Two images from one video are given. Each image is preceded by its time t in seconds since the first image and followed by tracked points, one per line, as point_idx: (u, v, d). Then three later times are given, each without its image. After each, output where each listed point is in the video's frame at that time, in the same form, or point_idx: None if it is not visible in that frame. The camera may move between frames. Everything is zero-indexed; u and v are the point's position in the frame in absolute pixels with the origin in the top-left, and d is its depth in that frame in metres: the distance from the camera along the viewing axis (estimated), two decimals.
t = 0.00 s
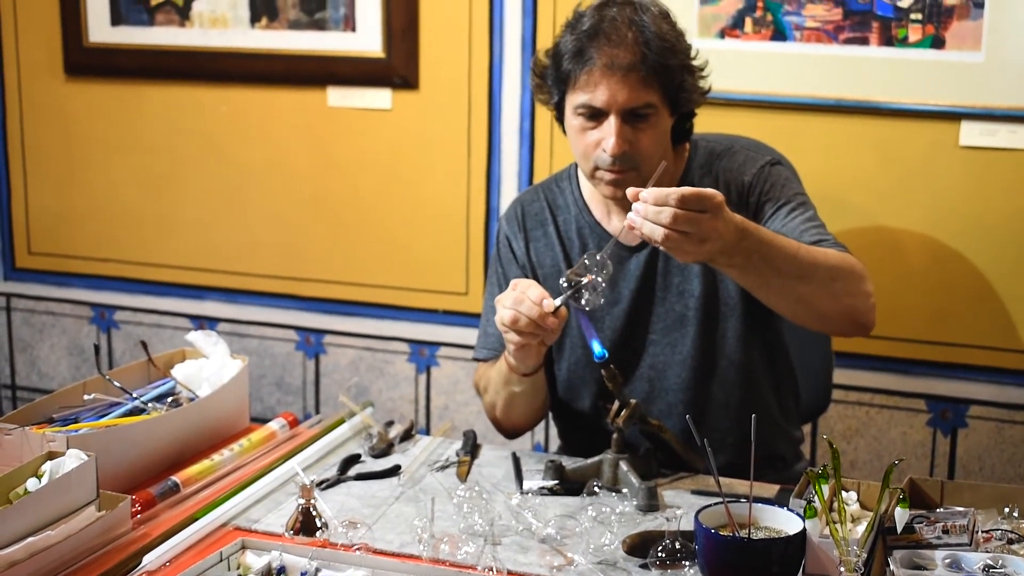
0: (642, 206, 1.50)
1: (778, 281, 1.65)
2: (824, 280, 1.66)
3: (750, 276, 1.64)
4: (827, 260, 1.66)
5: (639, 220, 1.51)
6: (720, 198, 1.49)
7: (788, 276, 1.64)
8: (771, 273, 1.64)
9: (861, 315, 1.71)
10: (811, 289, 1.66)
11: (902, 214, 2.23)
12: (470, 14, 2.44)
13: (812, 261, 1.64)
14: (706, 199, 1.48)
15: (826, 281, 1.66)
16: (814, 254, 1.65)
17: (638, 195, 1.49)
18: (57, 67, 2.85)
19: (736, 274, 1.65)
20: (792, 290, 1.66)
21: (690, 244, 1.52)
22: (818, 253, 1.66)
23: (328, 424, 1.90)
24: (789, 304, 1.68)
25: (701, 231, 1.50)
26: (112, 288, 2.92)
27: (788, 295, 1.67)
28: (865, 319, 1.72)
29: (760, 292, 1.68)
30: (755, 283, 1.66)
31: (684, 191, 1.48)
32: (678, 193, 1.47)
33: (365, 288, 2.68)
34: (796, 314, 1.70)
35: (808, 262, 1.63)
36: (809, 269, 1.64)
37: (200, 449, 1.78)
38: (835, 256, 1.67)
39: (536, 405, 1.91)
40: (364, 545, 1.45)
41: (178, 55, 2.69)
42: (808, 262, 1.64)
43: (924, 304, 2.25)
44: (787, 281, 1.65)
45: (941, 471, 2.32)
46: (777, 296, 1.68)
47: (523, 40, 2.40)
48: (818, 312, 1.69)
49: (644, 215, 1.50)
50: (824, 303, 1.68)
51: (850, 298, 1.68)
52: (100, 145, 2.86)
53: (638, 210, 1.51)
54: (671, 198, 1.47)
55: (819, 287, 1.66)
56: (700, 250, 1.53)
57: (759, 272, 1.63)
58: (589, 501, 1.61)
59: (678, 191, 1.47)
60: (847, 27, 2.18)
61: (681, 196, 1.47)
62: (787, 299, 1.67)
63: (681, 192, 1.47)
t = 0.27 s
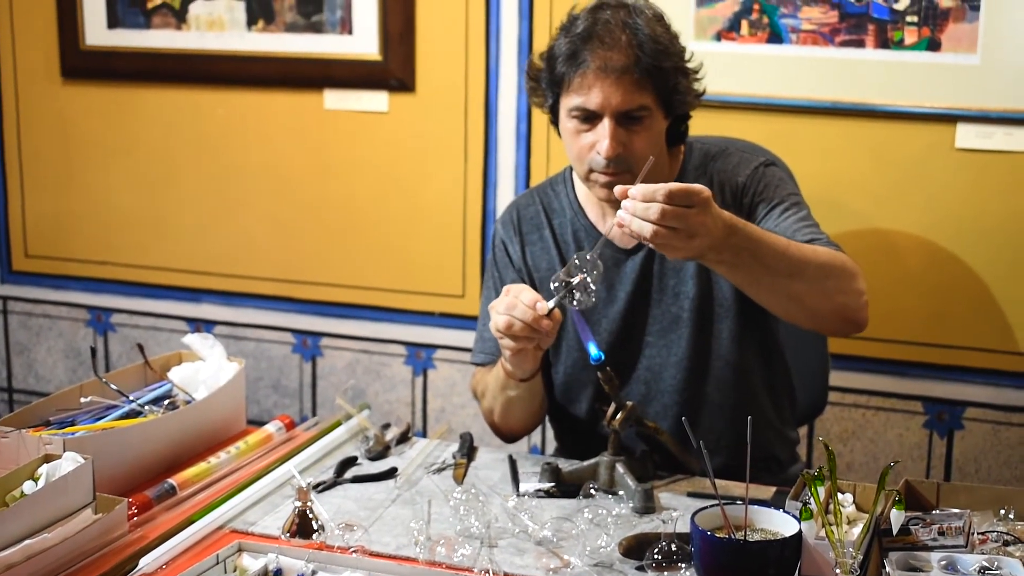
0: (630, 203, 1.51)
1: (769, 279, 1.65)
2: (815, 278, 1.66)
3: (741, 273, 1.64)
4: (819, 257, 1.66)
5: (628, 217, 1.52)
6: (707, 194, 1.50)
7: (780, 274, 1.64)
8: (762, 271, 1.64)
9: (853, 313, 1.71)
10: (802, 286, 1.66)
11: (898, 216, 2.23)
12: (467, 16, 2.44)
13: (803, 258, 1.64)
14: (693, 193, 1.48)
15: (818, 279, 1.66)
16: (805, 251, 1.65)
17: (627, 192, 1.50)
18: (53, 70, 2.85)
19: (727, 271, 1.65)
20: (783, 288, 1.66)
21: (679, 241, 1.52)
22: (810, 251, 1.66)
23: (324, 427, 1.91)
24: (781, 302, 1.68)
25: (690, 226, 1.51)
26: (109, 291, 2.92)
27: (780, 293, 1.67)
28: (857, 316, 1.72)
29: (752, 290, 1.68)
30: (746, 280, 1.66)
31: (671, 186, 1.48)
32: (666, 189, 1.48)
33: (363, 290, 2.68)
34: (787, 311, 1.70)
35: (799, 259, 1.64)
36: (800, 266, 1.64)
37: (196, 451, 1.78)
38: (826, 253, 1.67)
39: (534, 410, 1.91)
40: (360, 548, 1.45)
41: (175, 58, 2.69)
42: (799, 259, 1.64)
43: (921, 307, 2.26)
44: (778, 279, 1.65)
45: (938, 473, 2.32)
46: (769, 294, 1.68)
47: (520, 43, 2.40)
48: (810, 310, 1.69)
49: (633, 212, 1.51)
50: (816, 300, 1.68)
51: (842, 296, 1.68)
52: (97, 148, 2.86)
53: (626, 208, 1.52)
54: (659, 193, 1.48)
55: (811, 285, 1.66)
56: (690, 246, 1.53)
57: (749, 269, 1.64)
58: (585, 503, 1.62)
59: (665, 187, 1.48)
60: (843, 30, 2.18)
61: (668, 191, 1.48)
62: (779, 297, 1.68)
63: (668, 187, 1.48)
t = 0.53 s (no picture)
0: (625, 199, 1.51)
1: (764, 275, 1.65)
2: (810, 275, 1.65)
3: (735, 269, 1.64)
4: (814, 254, 1.66)
5: (624, 214, 1.52)
6: (701, 188, 1.50)
7: (775, 270, 1.64)
8: (757, 267, 1.64)
9: (848, 310, 1.71)
10: (798, 283, 1.66)
11: (897, 218, 2.24)
12: (466, 18, 2.44)
13: (798, 255, 1.64)
14: (687, 189, 1.48)
15: (813, 275, 1.66)
16: (799, 248, 1.65)
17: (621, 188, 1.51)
18: (53, 71, 2.85)
19: (722, 267, 1.65)
20: (778, 284, 1.66)
21: (673, 236, 1.52)
22: (806, 248, 1.66)
23: (324, 428, 1.90)
24: (776, 298, 1.68)
25: (684, 222, 1.50)
26: (108, 292, 2.92)
27: (775, 289, 1.67)
28: (853, 314, 1.72)
29: (747, 286, 1.68)
30: (741, 276, 1.66)
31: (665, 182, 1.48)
32: (659, 184, 1.48)
33: (362, 292, 2.68)
34: (783, 308, 1.70)
35: (794, 255, 1.64)
36: (795, 263, 1.64)
37: (196, 453, 1.78)
38: (821, 250, 1.67)
39: (536, 414, 1.91)
40: (360, 549, 1.45)
41: (175, 59, 2.70)
42: (793, 255, 1.64)
43: (920, 308, 2.26)
44: (773, 275, 1.65)
45: (937, 475, 2.32)
46: (764, 290, 1.68)
47: (519, 45, 2.40)
48: (806, 306, 1.69)
49: (628, 208, 1.51)
50: (810, 296, 1.68)
51: (837, 293, 1.68)
52: (97, 149, 2.86)
53: (621, 204, 1.52)
54: (653, 188, 1.48)
55: (807, 281, 1.66)
56: (685, 242, 1.53)
57: (744, 265, 1.64)
58: (585, 504, 1.62)
59: (659, 183, 1.48)
60: (842, 32, 2.18)
61: (662, 186, 1.48)
62: (774, 293, 1.68)
63: (662, 183, 1.48)
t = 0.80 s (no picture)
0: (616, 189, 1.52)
1: (760, 268, 1.65)
2: (806, 267, 1.66)
3: (729, 259, 1.64)
4: (809, 247, 1.66)
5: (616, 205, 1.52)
6: (691, 175, 1.50)
7: (769, 261, 1.64)
8: (752, 259, 1.64)
9: (844, 303, 1.72)
10: (793, 275, 1.66)
11: (898, 220, 2.24)
12: (467, 20, 2.44)
13: (792, 246, 1.65)
14: (677, 174, 1.49)
15: (807, 267, 1.66)
16: (794, 240, 1.66)
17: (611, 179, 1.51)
18: (54, 72, 2.85)
19: (716, 259, 1.65)
20: (774, 276, 1.66)
21: (666, 224, 1.52)
22: (801, 241, 1.67)
23: (325, 430, 1.90)
24: (771, 291, 1.68)
25: (676, 209, 1.50)
26: (109, 294, 2.92)
27: (770, 281, 1.67)
28: (849, 308, 1.72)
29: (742, 278, 1.68)
30: (736, 268, 1.66)
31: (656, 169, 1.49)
32: (651, 171, 1.48)
33: (363, 293, 2.68)
34: (778, 300, 1.70)
35: (788, 246, 1.64)
36: (789, 254, 1.65)
37: (198, 454, 1.78)
38: (815, 243, 1.68)
39: (540, 419, 1.91)
40: (361, 551, 1.45)
41: (176, 60, 2.70)
42: (787, 246, 1.64)
43: (921, 310, 2.26)
44: (768, 266, 1.65)
45: (938, 477, 2.32)
46: (758, 282, 1.68)
47: (520, 46, 2.40)
48: (801, 299, 1.69)
49: (620, 198, 1.51)
50: (804, 287, 1.68)
51: (832, 285, 1.69)
52: (98, 150, 2.86)
53: (613, 195, 1.52)
54: (644, 175, 1.48)
55: (801, 273, 1.66)
56: (678, 229, 1.53)
57: (739, 257, 1.64)
58: (586, 506, 1.62)
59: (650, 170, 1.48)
60: (843, 33, 2.19)
61: (653, 174, 1.48)
62: (769, 286, 1.67)
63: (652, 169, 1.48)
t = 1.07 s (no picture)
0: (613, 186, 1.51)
1: (759, 264, 1.65)
2: (806, 263, 1.66)
3: (728, 254, 1.64)
4: (809, 242, 1.66)
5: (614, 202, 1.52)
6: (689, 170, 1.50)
7: (769, 257, 1.64)
8: (752, 255, 1.64)
9: (844, 299, 1.72)
10: (793, 272, 1.66)
11: (899, 220, 2.24)
12: (469, 20, 2.44)
13: (791, 241, 1.65)
14: (674, 169, 1.48)
15: (806, 262, 1.66)
16: (794, 235, 1.66)
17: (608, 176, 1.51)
18: (56, 73, 2.85)
19: (715, 254, 1.64)
20: (774, 272, 1.66)
21: (665, 219, 1.52)
22: (801, 237, 1.67)
23: (326, 430, 1.90)
24: (771, 286, 1.68)
25: (674, 204, 1.50)
26: (111, 294, 2.92)
27: (770, 277, 1.67)
28: (848, 303, 1.73)
29: (741, 274, 1.68)
30: (736, 265, 1.66)
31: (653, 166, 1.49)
32: (647, 167, 1.48)
33: (364, 294, 2.68)
34: (778, 297, 1.70)
35: (788, 241, 1.64)
36: (789, 249, 1.65)
37: (199, 453, 1.78)
38: (814, 238, 1.68)
39: (542, 422, 1.91)
40: (363, 551, 1.45)
41: (178, 61, 2.70)
42: (787, 241, 1.64)
43: (922, 310, 2.26)
44: (767, 262, 1.65)
45: (940, 477, 2.32)
46: (758, 278, 1.67)
47: (522, 47, 2.40)
48: (800, 295, 1.69)
49: (618, 195, 1.51)
50: (804, 281, 1.68)
51: (831, 281, 1.69)
52: (99, 150, 2.86)
53: (611, 192, 1.52)
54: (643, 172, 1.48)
55: (801, 268, 1.66)
56: (677, 224, 1.53)
57: (738, 253, 1.64)
58: (587, 506, 1.62)
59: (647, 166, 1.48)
60: (845, 34, 2.19)
61: (650, 169, 1.48)
62: (769, 282, 1.67)
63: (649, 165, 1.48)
